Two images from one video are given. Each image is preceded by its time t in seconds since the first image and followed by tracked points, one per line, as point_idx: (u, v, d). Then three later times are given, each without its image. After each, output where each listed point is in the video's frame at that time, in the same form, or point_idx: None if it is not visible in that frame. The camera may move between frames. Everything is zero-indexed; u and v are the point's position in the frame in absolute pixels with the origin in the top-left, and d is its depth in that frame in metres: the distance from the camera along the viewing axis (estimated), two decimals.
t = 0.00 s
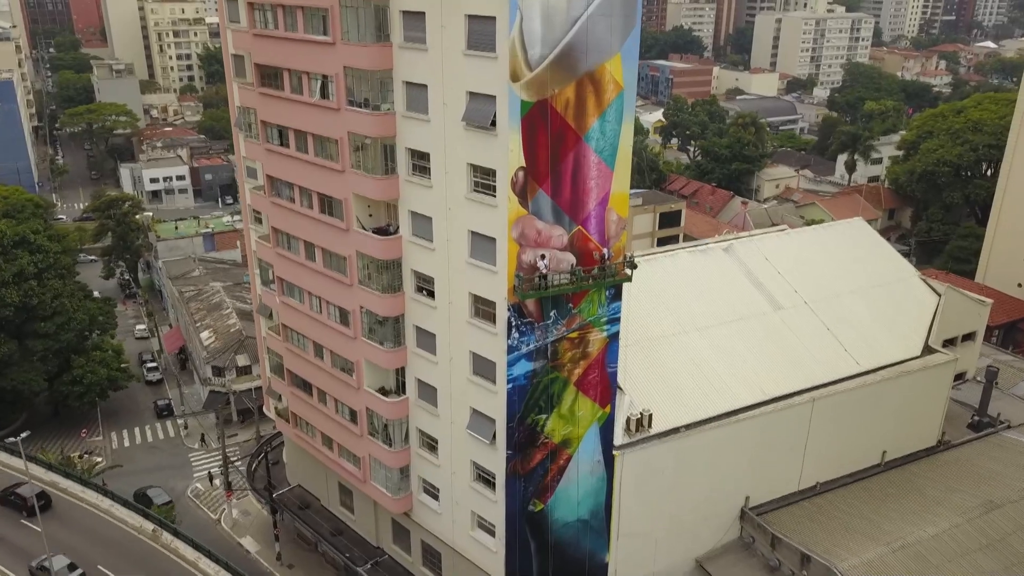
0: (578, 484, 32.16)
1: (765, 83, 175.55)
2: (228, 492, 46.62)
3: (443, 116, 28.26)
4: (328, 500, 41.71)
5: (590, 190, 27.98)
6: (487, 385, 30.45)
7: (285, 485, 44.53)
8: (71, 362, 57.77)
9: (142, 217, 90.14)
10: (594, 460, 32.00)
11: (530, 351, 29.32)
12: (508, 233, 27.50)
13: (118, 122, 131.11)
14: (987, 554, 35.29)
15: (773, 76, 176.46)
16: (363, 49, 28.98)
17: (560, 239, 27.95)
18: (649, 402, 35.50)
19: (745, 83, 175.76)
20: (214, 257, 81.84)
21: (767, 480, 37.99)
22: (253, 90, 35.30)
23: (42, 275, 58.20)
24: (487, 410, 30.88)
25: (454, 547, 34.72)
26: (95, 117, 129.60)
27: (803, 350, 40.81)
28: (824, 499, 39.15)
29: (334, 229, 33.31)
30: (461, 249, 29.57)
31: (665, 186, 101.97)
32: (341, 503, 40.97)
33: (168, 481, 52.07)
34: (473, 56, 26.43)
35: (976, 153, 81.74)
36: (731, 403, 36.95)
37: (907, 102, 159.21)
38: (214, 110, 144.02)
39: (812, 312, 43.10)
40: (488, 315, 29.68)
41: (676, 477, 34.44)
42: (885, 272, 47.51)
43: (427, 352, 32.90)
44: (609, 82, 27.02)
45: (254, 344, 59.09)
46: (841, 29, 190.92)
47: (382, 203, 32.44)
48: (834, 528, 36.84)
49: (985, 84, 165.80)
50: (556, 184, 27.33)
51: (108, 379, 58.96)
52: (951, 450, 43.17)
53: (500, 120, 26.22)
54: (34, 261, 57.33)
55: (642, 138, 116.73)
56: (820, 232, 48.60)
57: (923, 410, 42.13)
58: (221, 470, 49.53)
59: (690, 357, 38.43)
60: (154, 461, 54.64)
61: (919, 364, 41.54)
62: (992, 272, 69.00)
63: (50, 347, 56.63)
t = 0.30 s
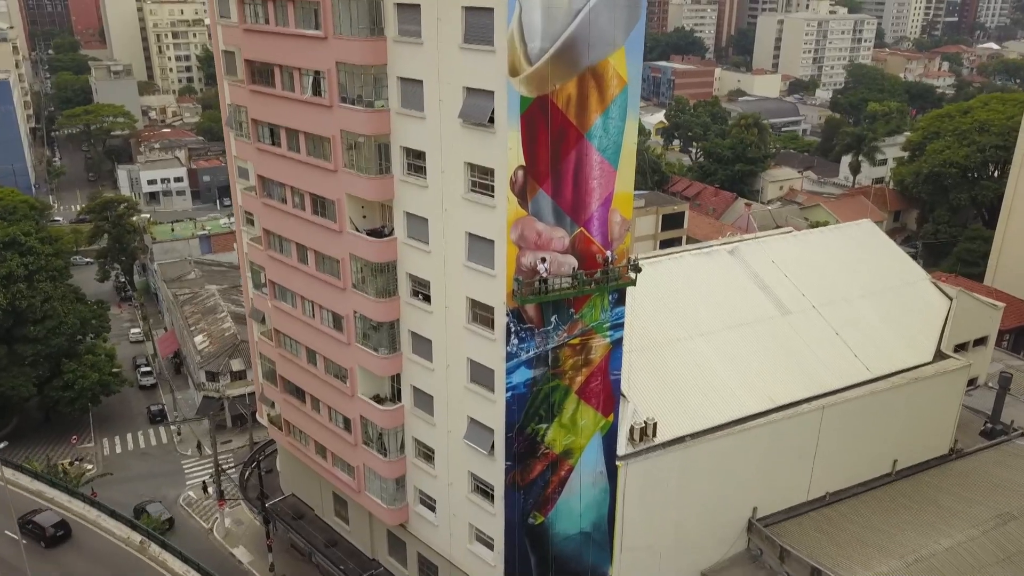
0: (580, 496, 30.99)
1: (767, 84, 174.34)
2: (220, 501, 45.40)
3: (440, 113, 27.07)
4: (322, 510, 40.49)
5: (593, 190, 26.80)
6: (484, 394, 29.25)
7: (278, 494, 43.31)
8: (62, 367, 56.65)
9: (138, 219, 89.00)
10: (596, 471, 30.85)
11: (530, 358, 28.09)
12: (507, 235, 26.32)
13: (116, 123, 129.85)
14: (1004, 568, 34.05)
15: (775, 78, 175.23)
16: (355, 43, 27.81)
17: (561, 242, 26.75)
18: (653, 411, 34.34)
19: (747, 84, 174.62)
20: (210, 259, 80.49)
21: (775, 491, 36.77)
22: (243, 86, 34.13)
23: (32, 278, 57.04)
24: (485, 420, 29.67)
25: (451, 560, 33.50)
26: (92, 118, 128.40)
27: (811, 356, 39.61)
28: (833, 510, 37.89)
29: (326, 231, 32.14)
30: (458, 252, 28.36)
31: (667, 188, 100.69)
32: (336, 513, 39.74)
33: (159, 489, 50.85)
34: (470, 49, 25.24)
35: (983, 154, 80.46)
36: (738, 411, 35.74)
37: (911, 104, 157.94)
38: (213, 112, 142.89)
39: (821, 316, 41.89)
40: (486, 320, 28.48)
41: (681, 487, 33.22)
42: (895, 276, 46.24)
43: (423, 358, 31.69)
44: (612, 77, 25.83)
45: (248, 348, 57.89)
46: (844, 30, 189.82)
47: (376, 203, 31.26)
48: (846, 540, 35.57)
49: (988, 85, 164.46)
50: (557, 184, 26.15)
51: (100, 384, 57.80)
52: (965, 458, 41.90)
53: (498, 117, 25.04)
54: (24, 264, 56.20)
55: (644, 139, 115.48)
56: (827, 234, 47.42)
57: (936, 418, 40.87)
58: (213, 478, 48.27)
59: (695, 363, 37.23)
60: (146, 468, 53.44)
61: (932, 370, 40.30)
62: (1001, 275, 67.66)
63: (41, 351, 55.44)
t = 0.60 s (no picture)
0: (582, 509, 29.80)
1: (769, 86, 173.15)
2: (212, 511, 44.19)
3: (436, 108, 25.88)
4: (316, 521, 39.27)
5: (595, 190, 25.60)
6: (483, 403, 28.04)
7: (271, 504, 42.10)
8: (53, 372, 55.50)
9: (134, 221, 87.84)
10: (599, 483, 29.68)
11: (530, 366, 26.89)
12: (506, 237, 25.11)
13: (114, 124, 128.59)
14: None
15: (778, 79, 174.06)
16: (348, 36, 26.63)
17: (562, 244, 25.53)
18: (658, 419, 33.14)
19: (749, 86, 173.38)
20: (206, 262, 79.29)
21: (784, 502, 35.53)
22: (233, 83, 32.96)
23: (22, 280, 55.90)
24: (484, 430, 28.47)
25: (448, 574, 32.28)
26: (90, 120, 127.22)
27: (820, 361, 38.39)
28: (844, 521, 36.64)
29: (319, 233, 30.96)
30: (455, 254, 27.16)
31: (670, 189, 99.43)
32: (330, 524, 38.53)
33: (151, 497, 49.65)
34: (467, 43, 24.06)
35: (990, 155, 79.22)
36: (746, 419, 34.52)
37: (914, 105, 156.74)
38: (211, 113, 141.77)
39: (830, 321, 40.67)
40: (484, 326, 27.29)
41: (686, 499, 32.01)
42: (905, 279, 44.99)
43: (419, 365, 30.48)
44: (616, 72, 24.66)
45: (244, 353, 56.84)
46: (846, 32, 188.68)
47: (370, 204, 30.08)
48: (857, 554, 34.31)
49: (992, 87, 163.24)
50: (558, 184, 24.97)
51: (92, 390, 56.65)
52: (978, 467, 40.65)
53: (497, 114, 23.86)
54: (14, 266, 55.07)
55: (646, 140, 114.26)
56: (835, 236, 46.22)
57: (949, 426, 39.63)
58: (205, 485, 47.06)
59: (702, 369, 36.02)
60: (137, 475, 52.22)
61: (945, 377, 39.06)
62: (1010, 278, 66.42)
63: (31, 356, 54.30)
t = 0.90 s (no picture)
0: (585, 522, 28.68)
1: (772, 87, 171.97)
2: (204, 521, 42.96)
3: (432, 105, 24.73)
4: (310, 532, 38.11)
5: (599, 191, 24.46)
6: (482, 413, 26.88)
7: (264, 514, 40.95)
8: (44, 377, 54.38)
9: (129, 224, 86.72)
10: (603, 496, 28.57)
11: (531, 374, 25.70)
12: (505, 240, 23.93)
13: (112, 126, 127.52)
14: None
15: (780, 80, 172.91)
16: (341, 30, 25.50)
17: (565, 247, 24.39)
18: (662, 429, 32.00)
19: (752, 88, 172.24)
20: (202, 265, 78.18)
21: (794, 513, 34.36)
22: (224, 81, 31.83)
23: (13, 283, 54.79)
24: (482, 441, 27.31)
25: None
26: (87, 122, 126.02)
27: (830, 368, 37.19)
28: (855, 533, 35.45)
29: (312, 236, 29.83)
30: (453, 258, 25.99)
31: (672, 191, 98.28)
32: (324, 535, 37.38)
33: (143, 506, 48.49)
34: (465, 36, 22.92)
35: (999, 157, 78.01)
36: (754, 428, 33.35)
37: (917, 107, 155.53)
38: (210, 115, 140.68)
39: (839, 325, 39.49)
40: (483, 332, 26.15)
41: (692, 511, 30.88)
42: (916, 283, 43.81)
43: (415, 373, 29.33)
44: (621, 67, 23.53)
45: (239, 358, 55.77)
46: (848, 33, 187.48)
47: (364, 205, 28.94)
48: (870, 567, 33.13)
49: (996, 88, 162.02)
50: (561, 185, 23.81)
51: (84, 396, 55.51)
52: (993, 477, 39.44)
53: (496, 111, 22.68)
54: (4, 269, 53.97)
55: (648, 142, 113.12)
56: (844, 238, 45.09)
57: (963, 434, 38.44)
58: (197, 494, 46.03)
59: (708, 376, 34.84)
60: (129, 483, 51.08)
61: (958, 384, 37.86)
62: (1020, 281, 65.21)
63: (21, 361, 53.16)
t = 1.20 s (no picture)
0: (590, 536, 27.75)
1: (774, 89, 170.90)
2: (196, 532, 41.84)
3: (428, 102, 23.61)
4: (304, 543, 36.98)
5: (604, 191, 23.39)
6: (481, 423, 25.76)
7: (258, 524, 39.82)
8: (36, 383, 53.24)
9: (125, 226, 85.66)
10: (608, 509, 27.71)
11: (532, 384, 24.58)
12: (505, 243, 22.79)
13: (110, 128, 126.37)
14: None
15: (783, 82, 171.86)
16: (333, 24, 24.41)
17: (568, 251, 23.29)
18: (668, 438, 30.90)
19: (754, 90, 171.16)
20: (199, 268, 77.18)
21: (804, 526, 33.21)
22: (214, 78, 30.74)
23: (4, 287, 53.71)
24: (481, 453, 26.16)
25: None
26: (86, 124, 124.71)
27: (841, 375, 36.04)
28: (868, 546, 34.26)
29: (305, 239, 28.76)
30: (451, 262, 24.85)
31: (674, 194, 97.21)
32: (319, 547, 36.23)
33: (135, 515, 47.37)
34: (463, 29, 21.79)
35: (1007, 159, 76.81)
36: (763, 438, 32.24)
37: (921, 109, 154.34)
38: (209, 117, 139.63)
39: (850, 331, 38.37)
40: (482, 340, 25.02)
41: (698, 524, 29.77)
42: (928, 287, 42.68)
43: (412, 382, 28.22)
44: (627, 62, 22.46)
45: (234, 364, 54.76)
46: (851, 35, 186.34)
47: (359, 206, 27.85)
48: None
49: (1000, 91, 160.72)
50: (563, 185, 22.70)
51: (76, 402, 54.37)
52: (1008, 487, 38.26)
53: (496, 107, 21.54)
54: None
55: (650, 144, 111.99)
56: (852, 241, 44.02)
57: (977, 443, 37.29)
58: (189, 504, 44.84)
59: (716, 384, 33.71)
60: (122, 491, 49.97)
61: (973, 391, 36.75)
62: None
63: (13, 366, 52.06)
